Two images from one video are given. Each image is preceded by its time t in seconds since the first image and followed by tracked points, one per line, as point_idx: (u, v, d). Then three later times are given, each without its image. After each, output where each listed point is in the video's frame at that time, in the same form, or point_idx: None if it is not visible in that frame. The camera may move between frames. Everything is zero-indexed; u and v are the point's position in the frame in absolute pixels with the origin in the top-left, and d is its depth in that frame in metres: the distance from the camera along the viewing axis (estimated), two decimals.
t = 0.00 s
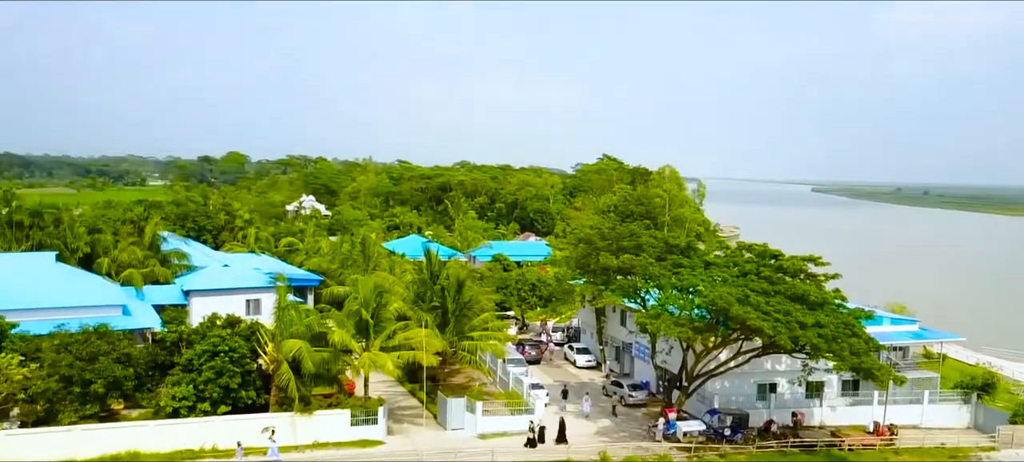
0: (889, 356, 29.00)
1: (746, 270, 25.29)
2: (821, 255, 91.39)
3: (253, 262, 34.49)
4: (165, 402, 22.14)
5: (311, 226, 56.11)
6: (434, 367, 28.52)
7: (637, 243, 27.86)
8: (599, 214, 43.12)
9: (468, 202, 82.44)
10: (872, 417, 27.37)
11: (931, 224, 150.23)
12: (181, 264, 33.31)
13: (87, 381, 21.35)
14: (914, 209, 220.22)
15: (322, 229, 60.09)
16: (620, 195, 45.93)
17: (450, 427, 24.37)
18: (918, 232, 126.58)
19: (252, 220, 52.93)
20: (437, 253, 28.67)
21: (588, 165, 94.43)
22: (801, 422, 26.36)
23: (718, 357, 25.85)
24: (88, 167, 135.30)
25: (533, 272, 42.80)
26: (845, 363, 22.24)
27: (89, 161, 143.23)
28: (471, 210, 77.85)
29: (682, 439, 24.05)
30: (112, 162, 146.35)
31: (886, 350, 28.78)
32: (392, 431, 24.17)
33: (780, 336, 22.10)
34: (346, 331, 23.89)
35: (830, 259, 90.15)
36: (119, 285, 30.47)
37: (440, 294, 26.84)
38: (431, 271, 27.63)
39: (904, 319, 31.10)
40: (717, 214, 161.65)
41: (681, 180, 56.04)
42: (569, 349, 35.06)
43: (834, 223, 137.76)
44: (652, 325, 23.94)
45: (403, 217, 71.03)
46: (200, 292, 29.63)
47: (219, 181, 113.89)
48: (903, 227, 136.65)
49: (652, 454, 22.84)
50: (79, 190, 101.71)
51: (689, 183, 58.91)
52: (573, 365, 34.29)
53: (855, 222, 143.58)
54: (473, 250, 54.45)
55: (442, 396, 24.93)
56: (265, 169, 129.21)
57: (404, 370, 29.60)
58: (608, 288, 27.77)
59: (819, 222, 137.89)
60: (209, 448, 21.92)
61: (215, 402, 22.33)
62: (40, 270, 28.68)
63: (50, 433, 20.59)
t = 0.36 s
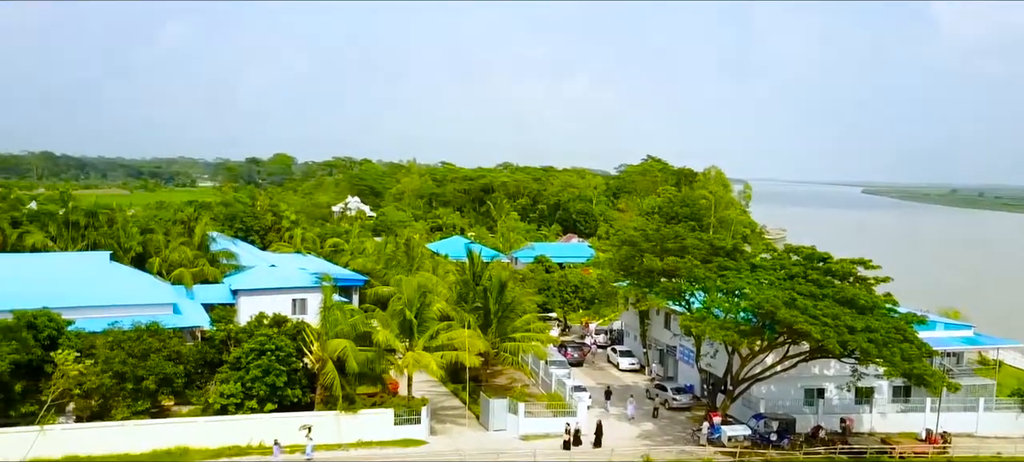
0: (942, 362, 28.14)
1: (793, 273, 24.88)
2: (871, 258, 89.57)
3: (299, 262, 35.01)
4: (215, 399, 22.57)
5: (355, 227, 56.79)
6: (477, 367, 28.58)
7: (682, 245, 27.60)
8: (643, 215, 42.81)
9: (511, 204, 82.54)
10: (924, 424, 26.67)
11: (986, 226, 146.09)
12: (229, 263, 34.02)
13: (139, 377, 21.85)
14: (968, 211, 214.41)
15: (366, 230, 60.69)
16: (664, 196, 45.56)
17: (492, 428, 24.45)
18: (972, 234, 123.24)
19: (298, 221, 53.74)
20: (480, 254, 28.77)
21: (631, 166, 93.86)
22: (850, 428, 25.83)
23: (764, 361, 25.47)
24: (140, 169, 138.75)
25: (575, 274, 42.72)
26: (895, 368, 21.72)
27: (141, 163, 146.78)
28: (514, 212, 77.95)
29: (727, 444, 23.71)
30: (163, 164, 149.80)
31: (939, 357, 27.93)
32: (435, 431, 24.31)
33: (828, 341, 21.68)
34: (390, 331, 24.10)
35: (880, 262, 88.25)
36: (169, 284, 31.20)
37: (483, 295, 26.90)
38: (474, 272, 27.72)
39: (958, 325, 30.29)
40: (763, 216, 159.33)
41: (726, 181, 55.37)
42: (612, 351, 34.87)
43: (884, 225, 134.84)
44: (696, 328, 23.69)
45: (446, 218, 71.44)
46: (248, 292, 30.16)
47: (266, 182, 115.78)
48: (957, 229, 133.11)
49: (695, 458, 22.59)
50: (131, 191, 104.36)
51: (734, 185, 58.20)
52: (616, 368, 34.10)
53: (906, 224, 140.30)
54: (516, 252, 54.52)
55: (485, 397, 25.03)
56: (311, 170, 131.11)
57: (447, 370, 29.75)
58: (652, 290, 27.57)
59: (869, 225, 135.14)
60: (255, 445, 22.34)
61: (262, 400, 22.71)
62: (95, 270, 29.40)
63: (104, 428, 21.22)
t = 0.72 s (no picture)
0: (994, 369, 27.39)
1: (838, 276, 24.43)
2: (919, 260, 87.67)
3: (341, 263, 35.41)
4: (258, 397, 22.99)
5: (395, 228, 57.26)
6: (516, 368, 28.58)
7: (724, 247, 27.27)
8: (684, 217, 42.43)
9: (550, 205, 82.50)
10: (975, 432, 25.97)
11: None
12: (273, 264, 34.47)
13: (186, 375, 22.25)
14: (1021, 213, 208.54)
15: (406, 230, 61.14)
16: (705, 197, 45.13)
17: (531, 429, 24.45)
18: None
19: (339, 221, 54.38)
20: (519, 255, 28.80)
21: (672, 166, 93.13)
22: (897, 434, 25.28)
23: (808, 365, 25.05)
24: (186, 170, 141.65)
25: (615, 275, 42.55)
26: (944, 374, 21.19)
27: (187, 165, 149.81)
28: (553, 213, 77.89)
29: (769, 449, 23.37)
30: (208, 166, 152.72)
31: (991, 362, 27.22)
32: (474, 431, 24.38)
33: (874, 345, 21.23)
34: (430, 331, 24.24)
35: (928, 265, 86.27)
36: (214, 284, 31.79)
37: (522, 296, 26.91)
38: (513, 273, 27.75)
39: (1010, 331, 29.49)
40: (807, 217, 156.78)
41: (769, 182, 54.61)
42: (652, 354, 34.63)
43: (932, 227, 131.79)
44: (739, 331, 23.40)
45: (485, 220, 71.63)
46: (290, 292, 30.56)
47: (308, 183, 117.33)
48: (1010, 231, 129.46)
49: None
50: (177, 191, 106.59)
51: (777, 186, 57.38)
52: (656, 370, 33.85)
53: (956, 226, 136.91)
54: (555, 253, 54.47)
55: (525, 398, 25.04)
56: (352, 172, 132.60)
57: (486, 371, 29.83)
58: (693, 292, 27.35)
59: (916, 227, 132.24)
60: (297, 442, 22.62)
61: (304, 398, 22.99)
62: (144, 270, 30.04)
63: (152, 424, 21.72)
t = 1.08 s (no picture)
0: None
1: (887, 279, 23.89)
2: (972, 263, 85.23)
3: (383, 263, 35.73)
4: (302, 395, 23.29)
5: (437, 229, 57.61)
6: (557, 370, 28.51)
7: (769, 249, 26.82)
8: (728, 219, 41.91)
9: (592, 207, 82.21)
10: None
11: None
12: (317, 264, 35.11)
13: (231, 373, 22.66)
14: None
15: (448, 232, 61.43)
16: (750, 198, 44.53)
17: (572, 431, 24.37)
18: None
19: (382, 222, 54.88)
20: (560, 256, 28.73)
21: (717, 168, 92.12)
22: (949, 442, 24.59)
23: (855, 370, 24.55)
24: (233, 172, 144.37)
25: (658, 277, 42.22)
26: (999, 381, 20.57)
27: (234, 166, 152.75)
28: (595, 214, 77.59)
29: (814, 454, 22.91)
30: (254, 167, 155.41)
31: None
32: (515, 432, 24.38)
33: (925, 350, 20.71)
34: (471, 332, 24.31)
35: (983, 268, 83.80)
36: (260, 283, 32.30)
37: (563, 298, 26.85)
38: (554, 274, 27.71)
39: None
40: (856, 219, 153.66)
41: (816, 183, 53.66)
42: (695, 357, 34.27)
43: (987, 229, 128.08)
44: (783, 335, 23.02)
45: (527, 221, 71.63)
46: (334, 292, 30.94)
47: (352, 185, 118.68)
48: None
49: None
50: (225, 193, 108.58)
51: (824, 187, 56.34)
52: (699, 374, 33.50)
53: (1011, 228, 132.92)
54: (597, 254, 54.23)
55: (566, 400, 24.98)
56: (395, 173, 133.72)
57: (527, 372, 29.82)
58: (738, 295, 27.15)
59: (970, 229, 128.69)
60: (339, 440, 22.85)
61: (347, 397, 23.22)
62: (192, 269, 30.64)
63: (199, 420, 22.14)
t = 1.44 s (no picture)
0: None
1: (936, 283, 23.29)
2: None
3: (424, 264, 35.94)
4: (343, 394, 23.50)
5: (477, 230, 57.77)
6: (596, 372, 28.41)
7: (813, 251, 26.33)
8: (772, 220, 41.31)
9: (632, 208, 81.75)
10: None
11: None
12: (359, 263, 35.63)
13: (274, 371, 23.02)
14: None
15: (488, 233, 61.54)
16: (794, 200, 43.82)
17: (612, 434, 24.23)
18: None
19: (423, 223, 55.22)
20: (600, 258, 28.59)
21: (760, 169, 90.90)
22: (1001, 451, 23.92)
23: (902, 376, 24.00)
24: (277, 173, 146.52)
25: (699, 280, 41.78)
26: None
27: (278, 168, 155.02)
28: (635, 215, 77.10)
29: (860, 461, 22.49)
30: (297, 169, 157.53)
31: None
32: (554, 434, 24.31)
33: (976, 355, 20.16)
34: (510, 332, 24.31)
35: None
36: (302, 283, 32.71)
37: (602, 300, 26.69)
38: (593, 276, 27.58)
39: None
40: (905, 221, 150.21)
41: (862, 184, 52.59)
42: (737, 361, 33.84)
43: None
44: (828, 338, 22.62)
45: (566, 222, 71.45)
46: (374, 292, 31.21)
47: (393, 186, 119.61)
48: None
49: None
50: (269, 193, 110.15)
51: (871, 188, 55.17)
52: (741, 377, 33.07)
53: None
54: (637, 256, 53.86)
55: (605, 402, 24.88)
56: (435, 174, 134.47)
57: (566, 374, 29.73)
58: (780, 297, 26.76)
59: None
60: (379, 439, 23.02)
61: (387, 396, 23.40)
62: (237, 269, 31.16)
63: (243, 418, 22.51)
